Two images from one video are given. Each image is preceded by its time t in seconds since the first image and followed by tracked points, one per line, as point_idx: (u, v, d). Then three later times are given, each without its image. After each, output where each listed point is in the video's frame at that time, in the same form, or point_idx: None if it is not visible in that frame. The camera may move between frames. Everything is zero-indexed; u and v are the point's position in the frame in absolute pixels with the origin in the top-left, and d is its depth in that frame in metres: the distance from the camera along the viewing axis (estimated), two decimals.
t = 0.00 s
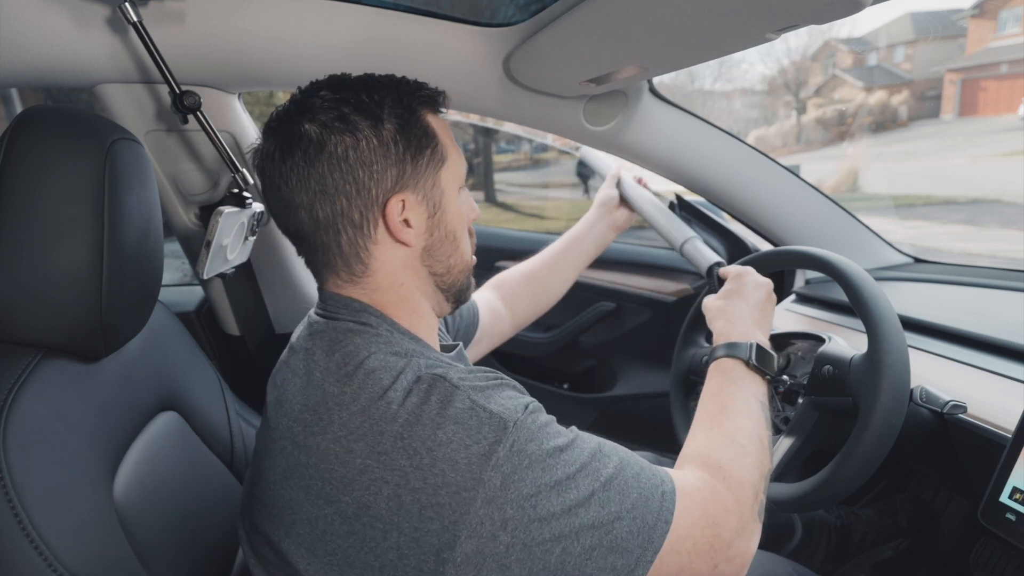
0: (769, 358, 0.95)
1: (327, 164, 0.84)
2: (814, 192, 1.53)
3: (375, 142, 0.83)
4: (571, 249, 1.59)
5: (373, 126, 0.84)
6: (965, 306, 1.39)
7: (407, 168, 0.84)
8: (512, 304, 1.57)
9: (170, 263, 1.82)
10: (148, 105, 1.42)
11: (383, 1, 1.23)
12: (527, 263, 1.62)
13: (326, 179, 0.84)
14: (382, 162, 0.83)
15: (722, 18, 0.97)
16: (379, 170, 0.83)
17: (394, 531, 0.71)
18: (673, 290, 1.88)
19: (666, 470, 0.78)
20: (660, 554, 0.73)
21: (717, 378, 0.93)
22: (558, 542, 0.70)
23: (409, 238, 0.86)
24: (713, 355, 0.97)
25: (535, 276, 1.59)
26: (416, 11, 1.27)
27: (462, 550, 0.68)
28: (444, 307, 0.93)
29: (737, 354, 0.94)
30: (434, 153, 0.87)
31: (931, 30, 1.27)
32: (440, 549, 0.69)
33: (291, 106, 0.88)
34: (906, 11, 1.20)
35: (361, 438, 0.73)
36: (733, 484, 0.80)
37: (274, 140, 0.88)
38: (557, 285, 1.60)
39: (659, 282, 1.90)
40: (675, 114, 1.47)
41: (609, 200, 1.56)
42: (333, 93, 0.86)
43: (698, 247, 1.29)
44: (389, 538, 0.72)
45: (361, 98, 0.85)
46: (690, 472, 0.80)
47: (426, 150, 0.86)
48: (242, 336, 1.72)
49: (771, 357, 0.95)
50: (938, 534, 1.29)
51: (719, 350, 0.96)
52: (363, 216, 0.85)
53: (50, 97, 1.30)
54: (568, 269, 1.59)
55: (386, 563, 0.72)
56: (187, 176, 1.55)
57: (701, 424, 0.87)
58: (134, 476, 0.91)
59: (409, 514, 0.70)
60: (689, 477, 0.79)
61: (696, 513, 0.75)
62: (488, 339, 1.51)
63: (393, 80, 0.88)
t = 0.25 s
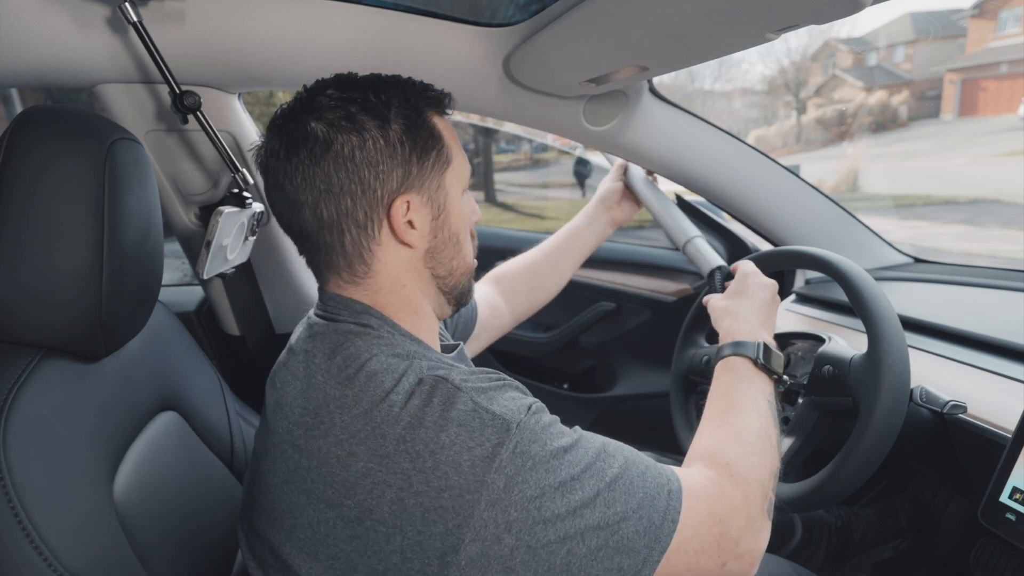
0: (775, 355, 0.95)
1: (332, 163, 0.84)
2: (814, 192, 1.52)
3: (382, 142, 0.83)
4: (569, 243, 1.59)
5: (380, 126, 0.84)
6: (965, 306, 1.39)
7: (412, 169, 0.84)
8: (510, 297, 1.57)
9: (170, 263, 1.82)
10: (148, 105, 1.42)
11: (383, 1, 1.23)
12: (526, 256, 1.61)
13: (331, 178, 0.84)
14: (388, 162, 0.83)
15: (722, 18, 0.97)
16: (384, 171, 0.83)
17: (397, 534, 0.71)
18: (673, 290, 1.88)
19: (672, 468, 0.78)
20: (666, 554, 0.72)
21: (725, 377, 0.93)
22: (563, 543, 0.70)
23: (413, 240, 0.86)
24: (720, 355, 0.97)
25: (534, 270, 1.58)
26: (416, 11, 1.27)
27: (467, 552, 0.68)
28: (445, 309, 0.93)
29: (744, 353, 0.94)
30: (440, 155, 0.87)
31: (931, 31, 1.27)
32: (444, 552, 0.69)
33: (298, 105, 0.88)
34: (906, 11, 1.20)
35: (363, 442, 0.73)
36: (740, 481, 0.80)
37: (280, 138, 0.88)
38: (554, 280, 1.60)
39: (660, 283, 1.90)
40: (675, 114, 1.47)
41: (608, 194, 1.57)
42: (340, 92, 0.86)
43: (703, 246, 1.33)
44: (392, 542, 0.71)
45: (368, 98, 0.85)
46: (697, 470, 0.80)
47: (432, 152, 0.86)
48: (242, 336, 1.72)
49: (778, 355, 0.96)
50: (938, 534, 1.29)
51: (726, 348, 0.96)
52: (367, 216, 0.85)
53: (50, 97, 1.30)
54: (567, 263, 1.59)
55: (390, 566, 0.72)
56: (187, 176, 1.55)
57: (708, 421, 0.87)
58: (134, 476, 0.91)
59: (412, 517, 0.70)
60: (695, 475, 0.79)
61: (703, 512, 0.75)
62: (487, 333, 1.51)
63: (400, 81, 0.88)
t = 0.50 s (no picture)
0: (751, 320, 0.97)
1: (333, 161, 0.84)
2: (814, 192, 1.53)
3: (383, 143, 0.83)
4: (563, 243, 1.58)
5: (382, 127, 0.84)
6: (965, 306, 1.39)
7: (413, 171, 0.84)
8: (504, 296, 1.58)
9: (170, 263, 1.82)
10: (148, 105, 1.42)
11: (383, 1, 1.23)
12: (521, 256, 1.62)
13: (332, 176, 0.84)
14: (389, 163, 0.83)
15: (722, 18, 0.97)
16: (385, 171, 0.83)
17: (410, 527, 0.70)
18: (673, 290, 1.88)
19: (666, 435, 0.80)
20: (674, 519, 0.75)
21: (705, 347, 0.95)
22: (575, 520, 0.70)
23: (412, 241, 0.86)
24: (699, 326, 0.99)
25: (528, 270, 1.59)
26: (416, 11, 1.27)
27: (482, 536, 0.69)
28: (443, 311, 0.94)
29: (719, 321, 0.96)
30: (441, 157, 0.87)
31: (931, 30, 1.27)
32: (458, 540, 0.69)
33: (301, 101, 0.88)
34: (907, 11, 1.20)
35: (369, 439, 0.72)
36: (733, 439, 0.83)
37: (282, 134, 0.88)
38: (548, 280, 1.60)
39: (659, 283, 1.91)
40: (675, 114, 1.47)
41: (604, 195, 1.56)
42: (344, 91, 0.86)
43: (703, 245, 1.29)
44: (405, 534, 0.71)
45: (371, 98, 0.85)
46: (688, 437, 0.82)
47: (433, 153, 0.86)
48: (242, 336, 1.72)
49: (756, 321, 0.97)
50: (938, 534, 1.29)
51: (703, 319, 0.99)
52: (366, 216, 0.85)
53: (50, 97, 1.30)
54: (561, 263, 1.59)
55: (403, 560, 0.72)
56: (187, 176, 1.56)
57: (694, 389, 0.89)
58: (134, 476, 0.91)
59: (424, 509, 0.70)
60: (686, 443, 0.81)
61: (702, 473, 0.78)
62: (482, 331, 1.52)
63: (404, 81, 0.88)
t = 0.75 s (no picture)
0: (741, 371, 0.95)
1: (326, 159, 0.84)
2: (814, 192, 1.53)
3: (376, 142, 0.83)
4: (563, 242, 1.59)
5: (375, 127, 0.84)
6: (965, 306, 1.39)
7: (406, 170, 0.84)
8: (503, 299, 1.58)
9: (170, 263, 1.82)
10: (148, 105, 1.42)
11: (383, 1, 1.23)
12: (519, 257, 1.62)
13: (324, 174, 0.84)
14: (381, 162, 0.83)
15: (722, 19, 0.97)
16: (377, 170, 0.83)
17: (397, 523, 0.70)
18: (673, 290, 1.88)
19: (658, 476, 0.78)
20: (657, 558, 0.73)
21: (696, 396, 0.92)
22: (559, 538, 0.69)
23: (403, 240, 0.86)
24: (691, 372, 0.97)
25: (527, 271, 1.59)
26: (416, 11, 1.27)
27: (465, 540, 0.68)
28: (437, 312, 0.93)
29: (711, 371, 0.94)
30: (435, 158, 0.87)
31: (931, 30, 1.27)
32: (443, 541, 0.68)
33: (298, 101, 0.88)
34: (906, 11, 1.20)
35: (364, 431, 0.73)
36: (719, 490, 0.81)
37: (279, 133, 0.88)
38: (548, 279, 1.60)
39: (660, 283, 1.90)
40: (675, 114, 1.47)
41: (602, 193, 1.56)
42: (340, 91, 0.86)
43: (702, 248, 1.32)
44: (392, 530, 0.71)
45: (366, 99, 0.85)
46: (676, 481, 0.81)
47: (427, 154, 0.86)
48: (242, 336, 1.72)
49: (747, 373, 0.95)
50: (938, 534, 1.29)
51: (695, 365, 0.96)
52: (358, 214, 0.85)
53: (50, 97, 1.30)
54: (560, 262, 1.60)
55: (389, 556, 0.72)
56: (187, 176, 1.56)
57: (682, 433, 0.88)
58: (134, 476, 0.91)
59: (413, 506, 0.69)
60: (673, 484, 0.80)
61: (687, 520, 0.77)
62: (482, 331, 1.52)
63: (400, 84, 0.88)
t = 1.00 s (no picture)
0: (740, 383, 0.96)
1: (325, 158, 0.84)
2: (814, 192, 1.53)
3: (375, 142, 0.83)
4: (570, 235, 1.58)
5: (375, 125, 0.84)
6: (965, 306, 1.39)
7: (405, 170, 0.84)
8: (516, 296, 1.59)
9: (170, 263, 1.82)
10: (148, 105, 1.42)
11: (383, 1, 1.23)
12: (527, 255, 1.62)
13: (324, 173, 0.84)
14: (380, 161, 0.83)
15: (722, 19, 0.97)
16: (376, 169, 0.83)
17: (384, 521, 0.70)
18: (673, 290, 1.88)
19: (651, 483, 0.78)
20: (654, 560, 0.72)
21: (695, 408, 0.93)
22: (549, 537, 0.69)
23: (402, 239, 0.86)
24: (689, 383, 0.98)
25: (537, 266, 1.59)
26: (416, 11, 1.27)
27: (451, 540, 0.68)
28: (436, 312, 0.93)
29: (709, 382, 0.95)
30: (434, 158, 0.87)
31: (931, 30, 1.27)
32: (429, 540, 0.68)
33: (300, 100, 0.89)
34: (906, 11, 1.20)
35: (352, 429, 0.73)
36: (711, 496, 0.82)
37: (280, 132, 0.88)
38: (561, 275, 1.60)
39: (659, 283, 1.90)
40: (675, 114, 1.47)
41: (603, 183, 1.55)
42: (341, 91, 0.86)
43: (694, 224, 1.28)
44: (379, 528, 0.71)
45: (366, 98, 0.85)
46: (667, 488, 0.81)
47: (426, 154, 0.86)
48: (242, 336, 1.72)
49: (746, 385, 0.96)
50: (938, 534, 1.29)
51: (694, 377, 0.97)
52: (357, 212, 0.85)
53: (50, 97, 1.30)
54: (570, 257, 1.59)
55: (376, 555, 0.72)
56: (187, 177, 1.55)
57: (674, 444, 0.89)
58: (134, 476, 0.91)
59: (399, 504, 0.70)
60: (665, 491, 0.80)
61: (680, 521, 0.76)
62: (491, 332, 1.53)
63: (401, 84, 0.88)
